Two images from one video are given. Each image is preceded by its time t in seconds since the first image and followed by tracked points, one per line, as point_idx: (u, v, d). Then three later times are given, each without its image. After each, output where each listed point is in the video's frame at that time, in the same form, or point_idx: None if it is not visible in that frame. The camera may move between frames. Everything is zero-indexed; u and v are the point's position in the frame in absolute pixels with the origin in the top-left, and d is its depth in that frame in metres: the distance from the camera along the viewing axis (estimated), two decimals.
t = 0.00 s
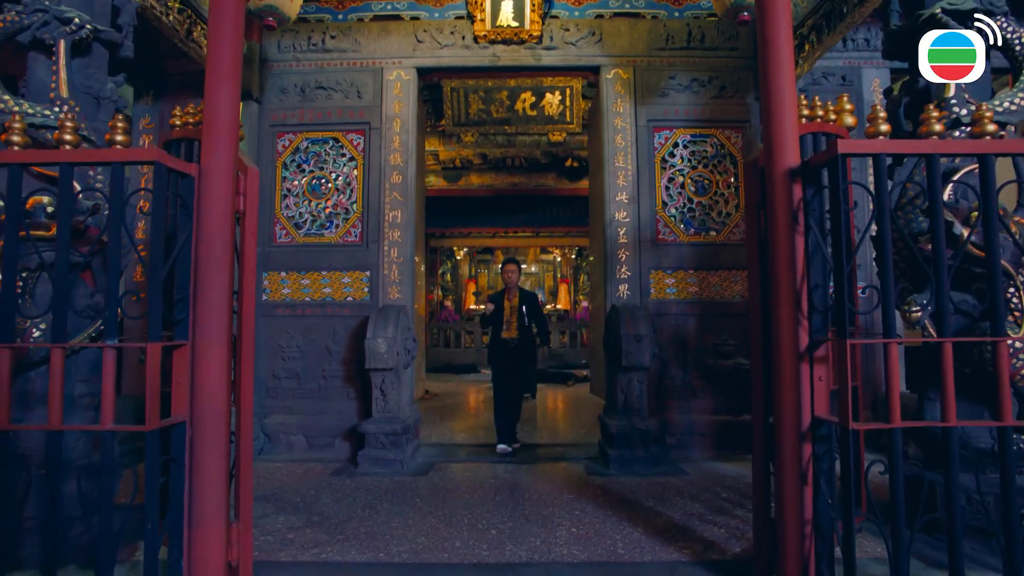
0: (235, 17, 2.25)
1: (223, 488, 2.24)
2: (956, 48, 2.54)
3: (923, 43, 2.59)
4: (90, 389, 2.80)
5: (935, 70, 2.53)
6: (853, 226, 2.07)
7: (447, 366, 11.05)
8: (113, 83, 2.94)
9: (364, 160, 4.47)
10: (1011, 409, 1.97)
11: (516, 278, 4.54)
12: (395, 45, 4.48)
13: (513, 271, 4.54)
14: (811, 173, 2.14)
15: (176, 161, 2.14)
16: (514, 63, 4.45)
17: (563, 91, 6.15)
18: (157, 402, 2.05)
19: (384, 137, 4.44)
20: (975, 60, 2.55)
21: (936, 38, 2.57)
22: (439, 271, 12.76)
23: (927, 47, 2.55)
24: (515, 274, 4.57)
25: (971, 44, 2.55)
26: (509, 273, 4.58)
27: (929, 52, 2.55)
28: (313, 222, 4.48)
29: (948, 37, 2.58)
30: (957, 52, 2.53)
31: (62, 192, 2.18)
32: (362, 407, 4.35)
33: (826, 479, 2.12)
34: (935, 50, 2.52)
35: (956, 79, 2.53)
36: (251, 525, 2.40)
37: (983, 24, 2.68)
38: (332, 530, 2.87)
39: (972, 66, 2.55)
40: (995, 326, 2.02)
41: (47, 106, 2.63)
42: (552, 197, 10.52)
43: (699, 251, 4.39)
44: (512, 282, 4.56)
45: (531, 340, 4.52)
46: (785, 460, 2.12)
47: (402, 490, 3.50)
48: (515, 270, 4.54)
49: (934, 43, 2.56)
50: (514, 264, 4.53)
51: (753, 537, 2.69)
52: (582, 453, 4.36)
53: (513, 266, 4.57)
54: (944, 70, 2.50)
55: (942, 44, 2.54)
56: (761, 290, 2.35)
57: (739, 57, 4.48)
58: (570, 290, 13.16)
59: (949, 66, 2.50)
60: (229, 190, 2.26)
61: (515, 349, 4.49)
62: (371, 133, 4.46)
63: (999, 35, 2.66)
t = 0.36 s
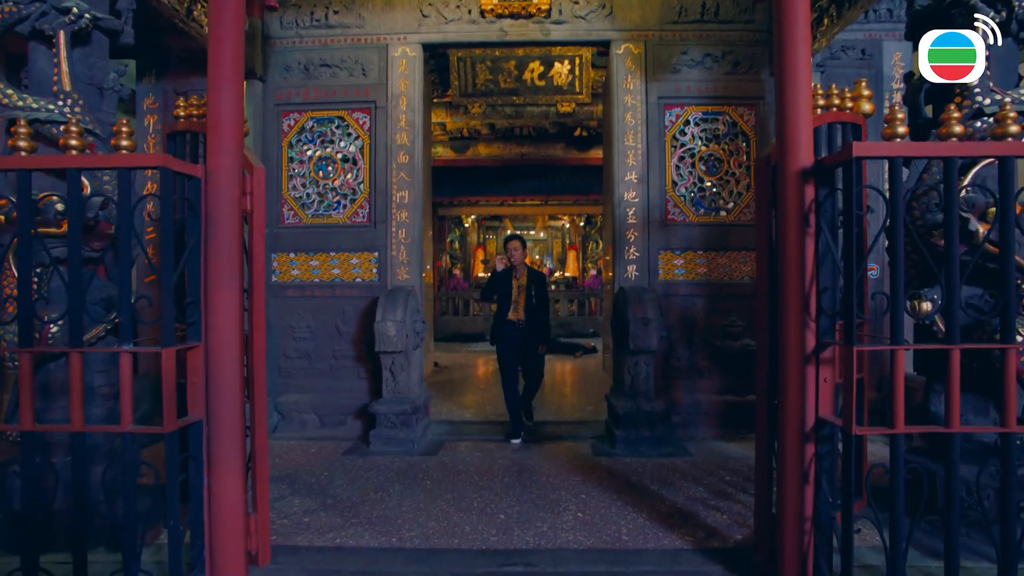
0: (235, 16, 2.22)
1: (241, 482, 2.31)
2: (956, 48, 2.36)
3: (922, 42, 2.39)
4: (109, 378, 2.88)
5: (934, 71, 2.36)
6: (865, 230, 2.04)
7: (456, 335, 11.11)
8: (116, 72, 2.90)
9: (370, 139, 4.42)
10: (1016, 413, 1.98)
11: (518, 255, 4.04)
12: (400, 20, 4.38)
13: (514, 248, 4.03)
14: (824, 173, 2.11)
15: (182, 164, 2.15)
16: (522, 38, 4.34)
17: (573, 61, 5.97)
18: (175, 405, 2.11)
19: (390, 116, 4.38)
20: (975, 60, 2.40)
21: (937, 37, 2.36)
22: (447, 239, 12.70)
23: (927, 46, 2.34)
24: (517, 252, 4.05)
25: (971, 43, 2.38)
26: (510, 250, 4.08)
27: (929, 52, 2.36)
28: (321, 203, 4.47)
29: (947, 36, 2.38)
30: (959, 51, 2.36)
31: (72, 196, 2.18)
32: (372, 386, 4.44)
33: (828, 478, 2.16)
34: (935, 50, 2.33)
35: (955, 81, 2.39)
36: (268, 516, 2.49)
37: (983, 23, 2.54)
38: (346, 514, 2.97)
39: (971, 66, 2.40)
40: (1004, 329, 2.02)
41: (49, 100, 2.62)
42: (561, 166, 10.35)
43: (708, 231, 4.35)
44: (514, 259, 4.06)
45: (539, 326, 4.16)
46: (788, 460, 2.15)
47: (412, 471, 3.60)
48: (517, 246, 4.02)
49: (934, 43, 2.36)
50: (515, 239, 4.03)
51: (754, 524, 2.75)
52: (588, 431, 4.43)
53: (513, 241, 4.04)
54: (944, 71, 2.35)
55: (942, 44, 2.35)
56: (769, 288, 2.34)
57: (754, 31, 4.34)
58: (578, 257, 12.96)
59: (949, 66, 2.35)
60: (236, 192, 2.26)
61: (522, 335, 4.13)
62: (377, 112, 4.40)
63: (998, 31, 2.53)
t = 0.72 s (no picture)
0: (232, 17, 2.20)
1: (254, 475, 2.40)
2: (956, 48, 2.40)
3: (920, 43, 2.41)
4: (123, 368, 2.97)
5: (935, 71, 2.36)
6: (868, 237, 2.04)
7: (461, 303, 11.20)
8: (114, 63, 2.87)
9: (372, 119, 4.37)
10: (1007, 419, 2.01)
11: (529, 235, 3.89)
12: None
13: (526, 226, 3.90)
14: (829, 178, 2.09)
15: (184, 168, 2.14)
16: (526, 13, 4.24)
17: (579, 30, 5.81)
18: (188, 407, 2.17)
19: (392, 94, 4.32)
20: (978, 59, 2.45)
21: (936, 38, 2.35)
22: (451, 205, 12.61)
23: (928, 46, 2.34)
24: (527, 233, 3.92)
25: (970, 43, 2.42)
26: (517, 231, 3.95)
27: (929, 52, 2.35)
28: (324, 183, 4.46)
29: (946, 35, 2.38)
30: (960, 50, 2.40)
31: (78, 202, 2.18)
32: (379, 366, 4.53)
33: (821, 476, 2.23)
34: (937, 51, 2.33)
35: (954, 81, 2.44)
36: (282, 505, 2.59)
37: (982, 23, 2.45)
38: (355, 497, 3.09)
39: (972, 66, 2.44)
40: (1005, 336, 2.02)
41: (49, 96, 2.60)
42: (566, 134, 10.16)
43: (713, 213, 4.33)
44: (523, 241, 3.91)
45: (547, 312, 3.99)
46: (782, 459, 2.21)
47: (418, 451, 3.72)
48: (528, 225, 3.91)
49: (934, 43, 2.35)
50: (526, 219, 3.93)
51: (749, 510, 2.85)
52: (590, 410, 4.53)
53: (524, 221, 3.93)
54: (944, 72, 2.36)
55: (941, 44, 2.35)
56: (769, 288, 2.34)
57: (766, 4, 4.23)
58: (583, 224, 12.89)
59: (951, 67, 2.38)
60: (239, 195, 2.28)
61: (528, 322, 3.96)
62: (379, 91, 4.33)
63: (997, 35, 2.42)
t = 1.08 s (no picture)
0: (228, 23, 2.21)
1: (266, 470, 2.51)
2: (956, 48, 2.52)
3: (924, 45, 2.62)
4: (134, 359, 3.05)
5: (934, 70, 2.56)
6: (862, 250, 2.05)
7: (463, 272, 11.25)
8: (110, 57, 2.85)
9: (372, 100, 4.33)
10: (987, 428, 2.04)
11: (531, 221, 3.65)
12: None
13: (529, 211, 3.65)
14: (826, 188, 2.11)
15: (186, 177, 2.16)
16: None
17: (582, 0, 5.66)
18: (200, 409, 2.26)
19: (392, 76, 4.27)
20: (978, 58, 2.48)
21: (935, 38, 2.53)
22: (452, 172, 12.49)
23: (927, 46, 2.56)
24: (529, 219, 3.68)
25: (970, 44, 2.50)
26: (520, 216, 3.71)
27: (928, 52, 2.55)
28: (325, 165, 4.44)
29: (948, 36, 2.53)
30: (960, 50, 2.50)
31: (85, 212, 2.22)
32: (382, 347, 4.62)
33: (807, 474, 2.32)
34: (934, 50, 2.54)
35: (954, 80, 2.53)
36: (292, 495, 2.71)
37: (983, 24, 2.50)
38: (362, 482, 3.23)
39: (972, 66, 2.49)
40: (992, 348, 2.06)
41: (48, 96, 2.59)
42: (569, 103, 9.97)
43: (714, 196, 4.32)
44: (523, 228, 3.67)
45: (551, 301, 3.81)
46: (771, 458, 2.30)
47: (422, 433, 3.84)
48: (531, 210, 3.66)
49: (933, 43, 2.54)
50: (530, 203, 3.68)
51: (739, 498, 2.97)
52: (589, 390, 4.64)
53: (527, 205, 3.68)
54: (944, 71, 2.52)
55: (941, 44, 2.52)
56: (764, 292, 2.38)
57: None
58: (585, 190, 12.83)
59: (948, 66, 2.52)
60: (242, 202, 2.32)
61: (531, 310, 3.80)
62: (378, 72, 4.29)
63: (998, 35, 2.44)
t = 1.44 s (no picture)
0: (225, 32, 2.22)
1: (276, 461, 2.64)
2: (957, 48, 2.53)
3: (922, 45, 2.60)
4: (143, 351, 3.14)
5: (935, 70, 2.59)
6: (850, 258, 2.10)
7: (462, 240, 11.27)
8: (104, 51, 2.80)
9: (369, 82, 4.30)
10: (960, 428, 2.12)
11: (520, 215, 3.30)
12: None
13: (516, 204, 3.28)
14: (817, 198, 2.15)
15: (189, 186, 2.21)
16: None
17: None
18: (212, 409, 2.36)
19: (389, 57, 4.22)
20: (978, 59, 2.50)
21: (937, 37, 2.52)
22: (451, 138, 12.32)
23: (927, 46, 2.55)
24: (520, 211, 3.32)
25: (970, 44, 2.51)
26: (509, 208, 3.35)
27: (928, 52, 2.56)
28: (323, 147, 4.44)
29: (948, 36, 2.52)
30: (960, 51, 2.52)
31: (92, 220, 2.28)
32: (383, 327, 4.72)
33: (790, 467, 2.44)
34: (933, 52, 2.55)
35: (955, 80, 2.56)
36: (301, 482, 2.84)
37: (983, 24, 2.50)
38: (367, 465, 3.37)
39: (972, 66, 2.51)
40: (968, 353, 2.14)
41: (45, 95, 2.58)
42: (570, 70, 9.80)
43: (712, 180, 4.33)
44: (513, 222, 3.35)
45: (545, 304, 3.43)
46: (756, 453, 2.42)
47: (423, 415, 3.98)
48: (520, 203, 3.29)
49: (934, 43, 2.52)
50: (518, 194, 3.29)
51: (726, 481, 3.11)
52: (586, 369, 4.75)
53: (515, 198, 3.30)
54: (943, 72, 2.56)
55: (942, 44, 2.51)
56: (754, 293, 2.45)
57: None
58: (585, 154, 12.58)
59: (948, 67, 2.54)
60: (244, 208, 2.37)
61: (526, 312, 3.44)
62: (375, 53, 4.24)
63: (997, 36, 2.45)
